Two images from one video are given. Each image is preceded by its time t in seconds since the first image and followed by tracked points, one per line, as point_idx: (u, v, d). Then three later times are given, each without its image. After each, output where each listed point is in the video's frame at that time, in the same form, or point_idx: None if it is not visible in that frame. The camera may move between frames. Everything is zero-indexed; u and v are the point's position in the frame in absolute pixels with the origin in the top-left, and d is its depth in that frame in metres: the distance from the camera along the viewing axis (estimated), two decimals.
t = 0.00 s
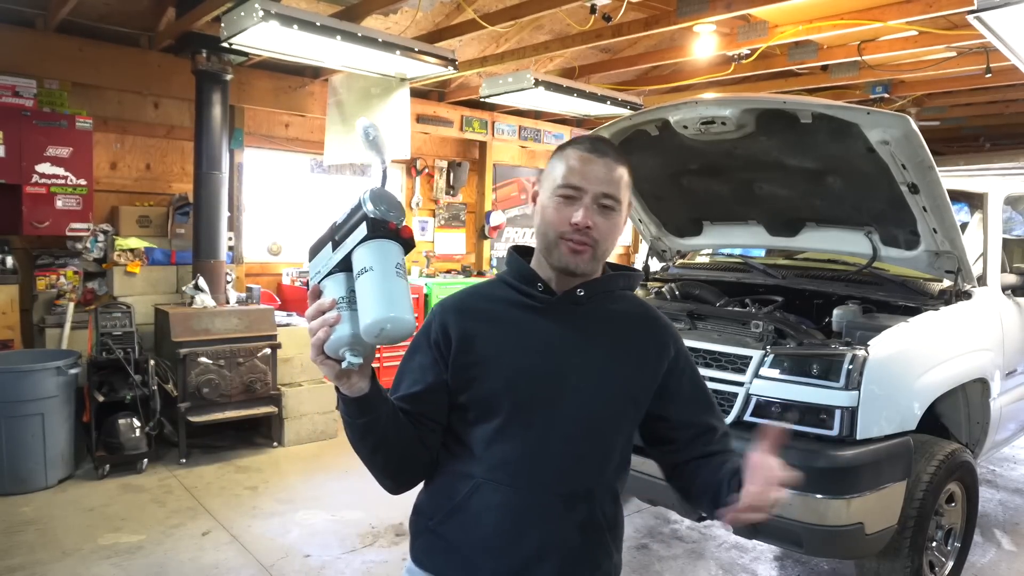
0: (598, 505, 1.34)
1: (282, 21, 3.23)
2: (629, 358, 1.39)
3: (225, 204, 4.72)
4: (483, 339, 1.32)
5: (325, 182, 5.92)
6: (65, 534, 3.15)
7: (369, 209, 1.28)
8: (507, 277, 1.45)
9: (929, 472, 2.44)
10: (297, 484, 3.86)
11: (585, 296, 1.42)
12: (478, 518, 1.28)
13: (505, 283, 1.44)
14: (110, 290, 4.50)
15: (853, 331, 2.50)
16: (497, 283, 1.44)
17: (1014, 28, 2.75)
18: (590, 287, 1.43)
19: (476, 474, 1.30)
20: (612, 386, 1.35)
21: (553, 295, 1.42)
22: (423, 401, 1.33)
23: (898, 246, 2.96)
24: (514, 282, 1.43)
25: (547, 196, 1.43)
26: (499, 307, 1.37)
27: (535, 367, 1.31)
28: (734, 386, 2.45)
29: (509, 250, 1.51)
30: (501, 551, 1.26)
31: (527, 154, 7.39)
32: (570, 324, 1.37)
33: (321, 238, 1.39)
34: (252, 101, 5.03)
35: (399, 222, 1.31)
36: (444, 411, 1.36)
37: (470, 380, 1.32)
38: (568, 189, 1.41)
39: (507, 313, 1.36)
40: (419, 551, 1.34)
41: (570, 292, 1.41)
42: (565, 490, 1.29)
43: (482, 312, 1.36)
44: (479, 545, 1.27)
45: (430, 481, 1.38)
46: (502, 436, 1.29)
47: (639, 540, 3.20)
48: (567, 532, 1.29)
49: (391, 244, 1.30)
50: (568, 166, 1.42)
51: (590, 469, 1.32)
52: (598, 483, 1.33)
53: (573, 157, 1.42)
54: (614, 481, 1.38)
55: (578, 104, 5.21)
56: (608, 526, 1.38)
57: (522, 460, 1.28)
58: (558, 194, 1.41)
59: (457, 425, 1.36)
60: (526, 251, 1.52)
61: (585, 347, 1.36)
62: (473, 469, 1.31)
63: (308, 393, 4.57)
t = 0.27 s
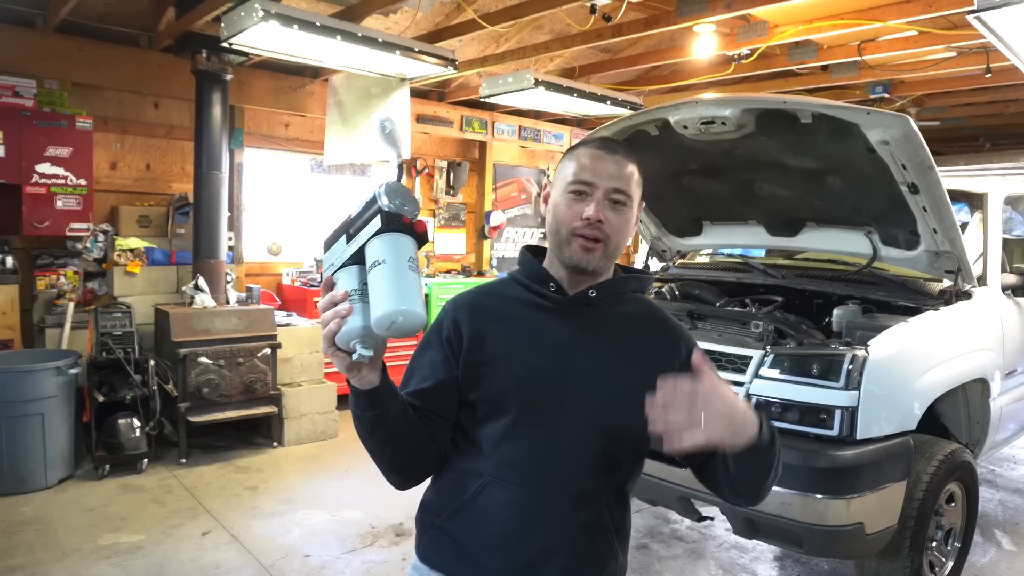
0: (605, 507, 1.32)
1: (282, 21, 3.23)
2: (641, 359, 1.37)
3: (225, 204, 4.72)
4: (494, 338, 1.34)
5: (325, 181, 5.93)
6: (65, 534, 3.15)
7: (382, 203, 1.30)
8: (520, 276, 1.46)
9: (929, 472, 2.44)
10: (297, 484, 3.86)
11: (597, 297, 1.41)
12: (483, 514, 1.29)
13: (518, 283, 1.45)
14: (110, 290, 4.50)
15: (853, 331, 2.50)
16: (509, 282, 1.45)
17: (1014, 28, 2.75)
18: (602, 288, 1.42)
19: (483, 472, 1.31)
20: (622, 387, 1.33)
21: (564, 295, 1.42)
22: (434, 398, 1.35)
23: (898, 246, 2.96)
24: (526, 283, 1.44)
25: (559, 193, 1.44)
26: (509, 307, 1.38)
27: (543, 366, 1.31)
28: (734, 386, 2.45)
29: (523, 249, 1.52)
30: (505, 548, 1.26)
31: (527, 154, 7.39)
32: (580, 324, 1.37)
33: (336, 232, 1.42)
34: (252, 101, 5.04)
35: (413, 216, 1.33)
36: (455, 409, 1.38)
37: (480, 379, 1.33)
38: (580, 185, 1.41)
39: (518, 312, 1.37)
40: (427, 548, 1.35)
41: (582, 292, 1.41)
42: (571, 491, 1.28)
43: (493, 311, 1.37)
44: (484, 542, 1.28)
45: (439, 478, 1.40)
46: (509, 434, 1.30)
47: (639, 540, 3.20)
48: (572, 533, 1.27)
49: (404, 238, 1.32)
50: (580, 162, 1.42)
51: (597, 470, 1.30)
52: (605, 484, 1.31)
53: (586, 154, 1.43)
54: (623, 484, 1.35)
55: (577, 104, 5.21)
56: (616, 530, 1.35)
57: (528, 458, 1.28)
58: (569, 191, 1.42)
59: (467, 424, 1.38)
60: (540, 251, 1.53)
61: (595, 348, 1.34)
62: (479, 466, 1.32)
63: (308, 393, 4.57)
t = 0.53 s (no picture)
0: (606, 507, 1.32)
1: (282, 21, 3.23)
2: (642, 359, 1.37)
3: (225, 204, 4.72)
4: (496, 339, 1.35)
5: (325, 182, 5.93)
6: (65, 534, 3.15)
7: (390, 204, 1.30)
8: (523, 277, 1.47)
9: (929, 472, 2.44)
10: (297, 484, 3.86)
11: (599, 297, 1.41)
12: (484, 514, 1.29)
13: (521, 285, 1.45)
14: (110, 290, 4.49)
15: (853, 331, 2.50)
16: (513, 283, 1.46)
17: (1014, 28, 2.76)
18: (604, 288, 1.42)
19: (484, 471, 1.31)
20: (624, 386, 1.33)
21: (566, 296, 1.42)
22: (437, 397, 1.36)
23: (898, 246, 2.96)
24: (529, 284, 1.44)
25: (554, 194, 1.45)
26: (511, 307, 1.39)
27: (545, 366, 1.31)
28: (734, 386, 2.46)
29: (527, 250, 1.53)
30: (506, 547, 1.27)
31: (527, 154, 7.39)
32: (582, 324, 1.37)
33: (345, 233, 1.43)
34: (252, 101, 5.03)
35: (420, 217, 1.33)
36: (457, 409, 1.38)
37: (483, 379, 1.34)
38: (572, 185, 1.42)
39: (520, 313, 1.38)
40: (427, 547, 1.35)
41: (584, 293, 1.41)
42: (571, 490, 1.28)
43: (495, 312, 1.38)
44: (485, 542, 1.28)
45: (441, 478, 1.40)
46: (511, 433, 1.30)
47: (639, 540, 3.20)
48: (572, 533, 1.27)
49: (412, 239, 1.32)
50: (572, 162, 1.43)
51: (599, 470, 1.30)
52: (606, 484, 1.31)
53: (577, 153, 1.43)
54: (625, 484, 1.35)
55: (577, 104, 5.21)
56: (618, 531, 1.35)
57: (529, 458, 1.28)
58: (562, 191, 1.43)
59: (470, 424, 1.38)
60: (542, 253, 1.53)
61: (597, 348, 1.35)
62: (481, 466, 1.32)
63: (308, 393, 4.57)
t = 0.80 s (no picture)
0: (596, 509, 1.33)
1: (282, 21, 3.23)
2: (629, 360, 1.37)
3: (225, 204, 4.71)
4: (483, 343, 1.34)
5: (325, 182, 5.93)
6: (65, 534, 3.15)
7: (377, 210, 1.29)
8: (509, 279, 1.44)
9: (929, 472, 2.44)
10: (297, 484, 3.86)
11: (585, 298, 1.40)
12: (473, 519, 1.29)
13: (507, 285, 1.43)
14: (110, 290, 4.49)
15: (853, 331, 2.50)
16: (500, 284, 1.44)
17: (1014, 28, 2.76)
18: (590, 288, 1.41)
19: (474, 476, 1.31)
20: (611, 388, 1.33)
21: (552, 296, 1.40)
22: (423, 402, 1.35)
23: (898, 246, 2.96)
24: (515, 284, 1.42)
25: (536, 193, 1.44)
26: (497, 310, 1.37)
27: (533, 369, 1.31)
28: (734, 386, 2.45)
29: (513, 250, 1.52)
30: (496, 552, 1.27)
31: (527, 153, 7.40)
32: (569, 326, 1.36)
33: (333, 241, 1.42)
34: (252, 101, 5.03)
35: (407, 224, 1.32)
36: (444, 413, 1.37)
37: (470, 383, 1.33)
38: (554, 183, 1.41)
39: (507, 315, 1.36)
40: (416, 553, 1.35)
41: (571, 293, 1.39)
42: (561, 494, 1.28)
43: (481, 315, 1.36)
44: (475, 547, 1.28)
45: (430, 483, 1.39)
46: (499, 438, 1.30)
47: (639, 540, 3.20)
48: (562, 536, 1.28)
49: (398, 246, 1.31)
50: (553, 160, 1.42)
51: (588, 473, 1.30)
52: (596, 487, 1.32)
53: (558, 152, 1.43)
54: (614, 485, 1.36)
55: (577, 104, 5.21)
56: (609, 531, 1.36)
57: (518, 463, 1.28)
58: (545, 189, 1.42)
59: (457, 428, 1.37)
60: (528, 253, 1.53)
61: (584, 350, 1.34)
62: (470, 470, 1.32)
63: (308, 393, 4.57)
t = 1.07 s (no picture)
0: (572, 512, 1.29)
1: (282, 21, 3.23)
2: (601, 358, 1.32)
3: (225, 204, 4.72)
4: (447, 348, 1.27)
5: (325, 182, 5.93)
6: (65, 534, 3.15)
7: (342, 219, 1.20)
8: (472, 280, 1.38)
9: (929, 472, 2.44)
10: (296, 484, 3.86)
11: (551, 296, 1.34)
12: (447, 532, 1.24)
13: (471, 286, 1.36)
14: (110, 290, 4.50)
15: (853, 331, 2.50)
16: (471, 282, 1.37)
17: (1014, 28, 2.76)
18: (557, 286, 1.35)
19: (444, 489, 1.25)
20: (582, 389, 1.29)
21: (518, 296, 1.34)
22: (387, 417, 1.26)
23: (898, 246, 2.96)
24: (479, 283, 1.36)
25: (493, 188, 1.35)
26: (462, 312, 1.31)
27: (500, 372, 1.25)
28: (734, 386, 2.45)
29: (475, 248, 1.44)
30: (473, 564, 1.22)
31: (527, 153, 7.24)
32: (536, 324, 1.31)
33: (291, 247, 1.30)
34: (252, 101, 5.04)
35: (375, 233, 1.23)
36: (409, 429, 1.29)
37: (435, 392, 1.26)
38: (511, 177, 1.32)
39: (472, 318, 1.30)
40: (389, 568, 1.30)
41: (536, 292, 1.34)
42: (536, 499, 1.24)
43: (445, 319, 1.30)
44: (449, 560, 1.23)
45: (402, 497, 1.34)
46: (469, 446, 1.25)
47: (639, 540, 3.20)
48: (540, 543, 1.24)
49: (365, 257, 1.21)
50: (510, 153, 1.33)
51: (562, 476, 1.26)
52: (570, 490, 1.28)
53: (516, 144, 1.34)
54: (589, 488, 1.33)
55: (578, 104, 5.21)
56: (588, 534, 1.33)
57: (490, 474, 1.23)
58: (501, 183, 1.33)
59: (426, 437, 1.30)
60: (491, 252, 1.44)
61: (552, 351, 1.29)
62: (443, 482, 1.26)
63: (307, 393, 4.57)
